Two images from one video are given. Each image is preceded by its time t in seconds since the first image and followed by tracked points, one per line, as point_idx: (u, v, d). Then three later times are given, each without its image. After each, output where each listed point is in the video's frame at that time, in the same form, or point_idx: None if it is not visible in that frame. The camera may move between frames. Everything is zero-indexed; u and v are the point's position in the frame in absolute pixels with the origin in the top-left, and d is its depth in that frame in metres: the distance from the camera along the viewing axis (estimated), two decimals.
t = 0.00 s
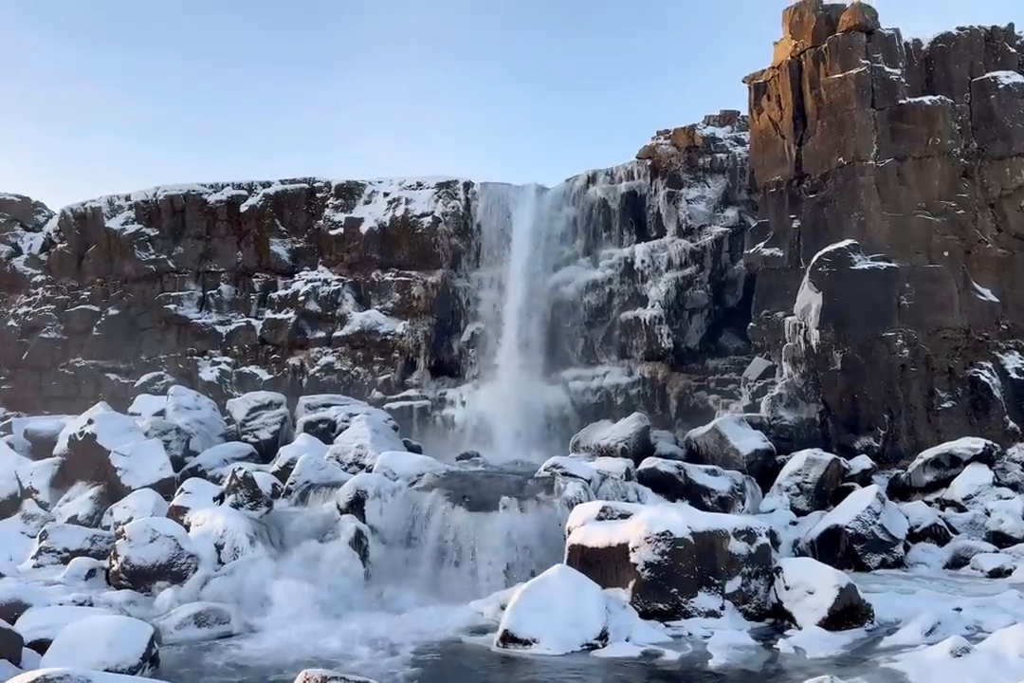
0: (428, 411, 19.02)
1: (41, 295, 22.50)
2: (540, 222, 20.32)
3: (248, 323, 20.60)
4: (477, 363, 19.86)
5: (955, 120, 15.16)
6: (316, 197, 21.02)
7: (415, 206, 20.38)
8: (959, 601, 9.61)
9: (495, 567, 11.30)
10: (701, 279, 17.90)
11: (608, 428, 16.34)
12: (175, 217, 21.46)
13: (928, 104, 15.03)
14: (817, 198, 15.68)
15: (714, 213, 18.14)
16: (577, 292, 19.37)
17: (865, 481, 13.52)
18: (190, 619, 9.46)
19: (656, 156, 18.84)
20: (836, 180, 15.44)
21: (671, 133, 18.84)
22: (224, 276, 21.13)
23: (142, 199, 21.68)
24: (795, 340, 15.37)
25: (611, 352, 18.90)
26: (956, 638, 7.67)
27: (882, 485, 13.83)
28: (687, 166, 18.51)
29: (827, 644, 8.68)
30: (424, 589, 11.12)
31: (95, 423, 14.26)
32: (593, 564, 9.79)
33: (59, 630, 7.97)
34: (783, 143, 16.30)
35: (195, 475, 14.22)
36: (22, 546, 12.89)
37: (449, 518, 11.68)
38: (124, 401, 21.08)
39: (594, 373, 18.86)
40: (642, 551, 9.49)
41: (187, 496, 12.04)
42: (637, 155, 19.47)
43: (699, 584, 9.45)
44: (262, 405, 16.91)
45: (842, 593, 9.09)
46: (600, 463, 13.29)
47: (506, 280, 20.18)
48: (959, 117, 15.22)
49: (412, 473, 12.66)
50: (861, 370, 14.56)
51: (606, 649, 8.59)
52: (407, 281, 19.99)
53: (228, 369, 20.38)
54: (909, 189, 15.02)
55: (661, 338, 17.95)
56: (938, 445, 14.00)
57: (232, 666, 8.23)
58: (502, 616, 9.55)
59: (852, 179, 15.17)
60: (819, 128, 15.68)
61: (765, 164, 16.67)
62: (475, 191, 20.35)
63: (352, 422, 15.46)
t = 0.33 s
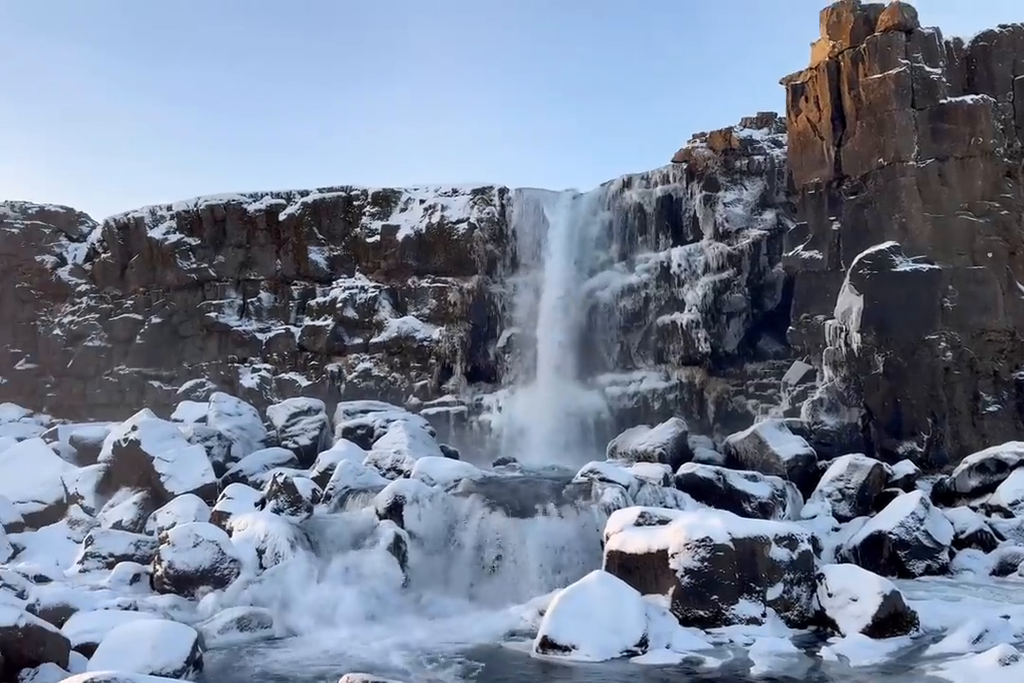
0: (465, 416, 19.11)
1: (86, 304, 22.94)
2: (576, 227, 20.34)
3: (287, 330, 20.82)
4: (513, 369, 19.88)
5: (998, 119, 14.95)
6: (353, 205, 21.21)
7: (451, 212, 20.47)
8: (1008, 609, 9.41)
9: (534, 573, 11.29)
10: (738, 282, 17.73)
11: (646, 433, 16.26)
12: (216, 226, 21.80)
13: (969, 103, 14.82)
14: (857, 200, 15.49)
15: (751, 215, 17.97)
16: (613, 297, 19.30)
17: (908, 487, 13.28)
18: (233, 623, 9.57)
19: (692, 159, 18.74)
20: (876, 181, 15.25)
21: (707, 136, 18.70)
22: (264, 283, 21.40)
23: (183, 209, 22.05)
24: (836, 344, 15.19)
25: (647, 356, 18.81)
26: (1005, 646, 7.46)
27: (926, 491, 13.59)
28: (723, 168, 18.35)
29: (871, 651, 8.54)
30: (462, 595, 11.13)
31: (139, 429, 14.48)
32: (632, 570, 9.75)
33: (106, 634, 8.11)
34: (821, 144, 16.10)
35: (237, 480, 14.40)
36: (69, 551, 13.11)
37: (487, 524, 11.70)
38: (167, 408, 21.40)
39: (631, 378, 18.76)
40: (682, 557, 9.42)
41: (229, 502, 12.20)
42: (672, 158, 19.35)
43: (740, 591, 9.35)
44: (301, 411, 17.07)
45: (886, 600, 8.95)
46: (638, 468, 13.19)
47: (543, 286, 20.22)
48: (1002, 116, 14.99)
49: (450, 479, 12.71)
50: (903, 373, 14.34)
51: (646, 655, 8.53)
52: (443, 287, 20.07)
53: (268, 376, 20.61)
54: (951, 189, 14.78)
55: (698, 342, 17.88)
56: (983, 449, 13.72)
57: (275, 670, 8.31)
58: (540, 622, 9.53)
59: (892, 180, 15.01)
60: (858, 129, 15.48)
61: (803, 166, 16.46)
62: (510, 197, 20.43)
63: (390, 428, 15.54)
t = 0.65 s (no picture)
0: (504, 419, 19.08)
1: (131, 310, 23.35)
2: (614, 229, 20.16)
3: (327, 334, 21.02)
4: (552, 371, 19.85)
5: None
6: (391, 210, 21.33)
7: (488, 215, 20.50)
8: None
9: (575, 575, 11.25)
10: (780, 283, 17.57)
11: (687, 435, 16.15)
12: (257, 233, 22.07)
13: (1016, 97, 14.50)
14: (901, 197, 15.25)
15: (792, 215, 17.81)
16: (651, 298, 19.17)
17: (956, 489, 12.99)
18: (278, 625, 9.67)
19: (732, 159, 18.48)
20: (920, 178, 14.99)
21: (747, 135, 18.50)
22: (305, 288, 21.61)
23: (225, 216, 22.36)
24: (881, 344, 14.96)
25: (687, 358, 18.65)
26: None
27: (976, 493, 13.30)
28: (763, 167, 18.16)
29: (921, 656, 8.37)
30: (504, 598, 11.14)
31: (184, 433, 14.70)
32: (675, 573, 9.68)
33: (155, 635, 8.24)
34: (863, 141, 15.86)
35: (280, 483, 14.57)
36: (117, 553, 13.33)
37: (527, 527, 11.68)
38: (211, 412, 21.69)
39: (671, 379, 18.64)
40: (725, 561, 9.32)
41: (273, 504, 12.33)
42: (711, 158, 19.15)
43: (786, 595, 9.22)
44: (342, 414, 17.21)
45: (935, 603, 8.78)
46: (679, 470, 13.09)
47: (581, 288, 20.08)
48: None
49: (490, 482, 12.72)
50: (950, 373, 14.07)
51: (690, 660, 8.45)
52: (481, 290, 20.12)
53: (309, 380, 20.81)
54: (997, 185, 14.53)
55: (739, 344, 17.72)
56: None
57: (319, 672, 8.38)
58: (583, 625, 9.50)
59: (937, 177, 14.74)
60: (902, 125, 15.21)
61: (846, 163, 16.21)
62: (547, 199, 20.36)
63: (430, 431, 15.59)
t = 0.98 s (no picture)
0: (546, 419, 19.18)
1: (178, 315, 23.75)
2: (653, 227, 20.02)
3: (369, 336, 21.20)
4: (593, 371, 19.81)
5: None
6: (431, 212, 21.45)
7: (527, 215, 20.55)
8: None
9: (619, 575, 11.19)
10: (825, 279, 17.23)
11: (730, 434, 16.02)
12: (300, 237, 22.34)
13: None
14: (948, 190, 14.96)
15: (837, 209, 17.50)
16: (692, 296, 19.03)
17: (1010, 486, 12.64)
18: (325, 625, 9.79)
19: (774, 154, 18.17)
20: (968, 170, 14.69)
21: (789, 130, 18.31)
22: (347, 291, 21.80)
23: (268, 220, 22.66)
24: (929, 339, 14.72)
25: (730, 356, 18.48)
26: None
27: None
28: (806, 162, 17.91)
29: (973, 657, 8.20)
30: (548, 598, 11.15)
31: (232, 434, 14.97)
32: (720, 573, 9.61)
33: (205, 634, 8.38)
34: (908, 134, 15.60)
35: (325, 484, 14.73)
36: (167, 553, 13.58)
37: (571, 526, 11.67)
38: (257, 414, 21.97)
39: (713, 378, 18.51)
40: (772, 561, 9.23)
41: (318, 504, 12.48)
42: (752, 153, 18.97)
43: (834, 595, 9.10)
44: (385, 415, 17.35)
45: (987, 604, 8.58)
46: (723, 469, 13.00)
47: (620, 286, 19.96)
48: None
49: (532, 482, 12.75)
50: (1002, 369, 13.70)
51: (737, 661, 8.39)
52: (521, 290, 20.17)
53: (352, 381, 21.00)
54: None
55: (783, 341, 17.46)
56: None
57: (364, 671, 8.46)
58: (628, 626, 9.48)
59: (985, 168, 14.41)
60: (948, 117, 14.95)
61: (891, 157, 15.98)
62: (586, 198, 20.34)
63: (472, 431, 15.65)
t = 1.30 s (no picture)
0: (583, 416, 19.27)
1: (220, 316, 24.09)
2: (690, 221, 19.91)
3: (407, 335, 21.34)
4: (631, 367, 19.72)
5: None
6: (467, 210, 21.51)
7: (563, 212, 20.53)
8: None
9: (660, 573, 11.16)
10: (867, 271, 16.96)
11: (772, 430, 15.87)
12: (338, 237, 22.53)
13: None
14: (993, 180, 14.59)
15: (879, 201, 17.16)
16: (731, 291, 18.86)
17: None
18: (367, 622, 9.87)
19: (813, 146, 18.06)
20: (1012, 159, 14.30)
21: (828, 121, 17.97)
22: (384, 290, 21.94)
23: (307, 221, 22.89)
24: (975, 332, 14.41)
25: (770, 351, 18.28)
26: None
27: None
28: (846, 154, 17.65)
29: None
30: (589, 595, 11.15)
31: (273, 434, 15.17)
32: (763, 570, 9.51)
33: (250, 631, 8.51)
34: (952, 124, 15.40)
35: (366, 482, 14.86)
36: (213, 551, 13.81)
37: (611, 523, 11.65)
38: (298, 413, 22.21)
39: (754, 373, 18.33)
40: (816, 558, 9.14)
41: (359, 502, 12.59)
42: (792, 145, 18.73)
43: (880, 592, 8.99)
44: (424, 413, 17.44)
45: None
46: (765, 466, 12.91)
47: (658, 282, 19.82)
48: None
49: (571, 479, 12.74)
50: None
51: (781, 659, 8.32)
52: (558, 287, 20.17)
53: (391, 380, 21.15)
54: None
55: (826, 336, 17.16)
56: None
57: (407, 667, 8.53)
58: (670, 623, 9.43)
59: None
60: (992, 105, 14.66)
61: (934, 146, 15.76)
62: (622, 194, 20.27)
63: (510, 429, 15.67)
